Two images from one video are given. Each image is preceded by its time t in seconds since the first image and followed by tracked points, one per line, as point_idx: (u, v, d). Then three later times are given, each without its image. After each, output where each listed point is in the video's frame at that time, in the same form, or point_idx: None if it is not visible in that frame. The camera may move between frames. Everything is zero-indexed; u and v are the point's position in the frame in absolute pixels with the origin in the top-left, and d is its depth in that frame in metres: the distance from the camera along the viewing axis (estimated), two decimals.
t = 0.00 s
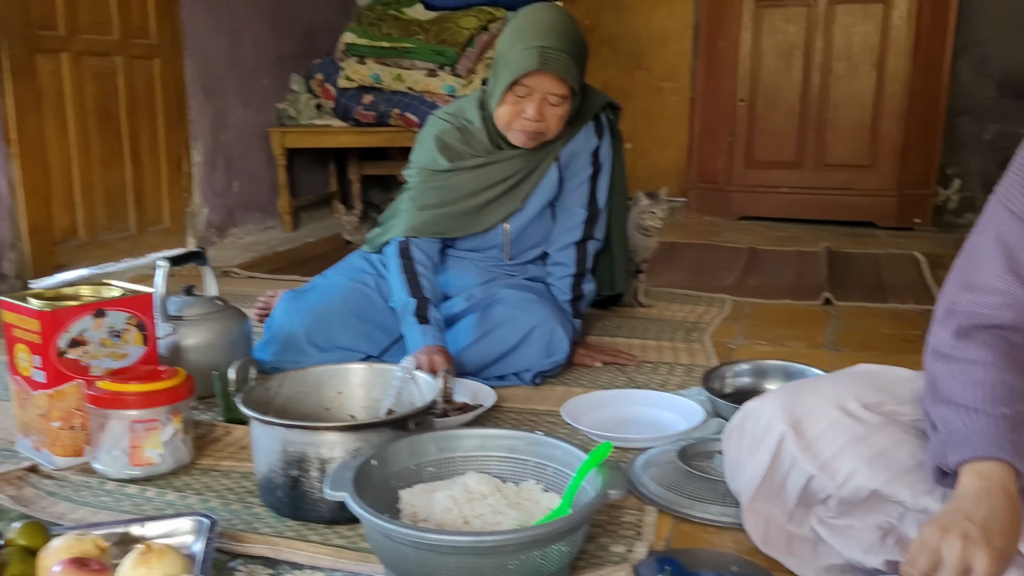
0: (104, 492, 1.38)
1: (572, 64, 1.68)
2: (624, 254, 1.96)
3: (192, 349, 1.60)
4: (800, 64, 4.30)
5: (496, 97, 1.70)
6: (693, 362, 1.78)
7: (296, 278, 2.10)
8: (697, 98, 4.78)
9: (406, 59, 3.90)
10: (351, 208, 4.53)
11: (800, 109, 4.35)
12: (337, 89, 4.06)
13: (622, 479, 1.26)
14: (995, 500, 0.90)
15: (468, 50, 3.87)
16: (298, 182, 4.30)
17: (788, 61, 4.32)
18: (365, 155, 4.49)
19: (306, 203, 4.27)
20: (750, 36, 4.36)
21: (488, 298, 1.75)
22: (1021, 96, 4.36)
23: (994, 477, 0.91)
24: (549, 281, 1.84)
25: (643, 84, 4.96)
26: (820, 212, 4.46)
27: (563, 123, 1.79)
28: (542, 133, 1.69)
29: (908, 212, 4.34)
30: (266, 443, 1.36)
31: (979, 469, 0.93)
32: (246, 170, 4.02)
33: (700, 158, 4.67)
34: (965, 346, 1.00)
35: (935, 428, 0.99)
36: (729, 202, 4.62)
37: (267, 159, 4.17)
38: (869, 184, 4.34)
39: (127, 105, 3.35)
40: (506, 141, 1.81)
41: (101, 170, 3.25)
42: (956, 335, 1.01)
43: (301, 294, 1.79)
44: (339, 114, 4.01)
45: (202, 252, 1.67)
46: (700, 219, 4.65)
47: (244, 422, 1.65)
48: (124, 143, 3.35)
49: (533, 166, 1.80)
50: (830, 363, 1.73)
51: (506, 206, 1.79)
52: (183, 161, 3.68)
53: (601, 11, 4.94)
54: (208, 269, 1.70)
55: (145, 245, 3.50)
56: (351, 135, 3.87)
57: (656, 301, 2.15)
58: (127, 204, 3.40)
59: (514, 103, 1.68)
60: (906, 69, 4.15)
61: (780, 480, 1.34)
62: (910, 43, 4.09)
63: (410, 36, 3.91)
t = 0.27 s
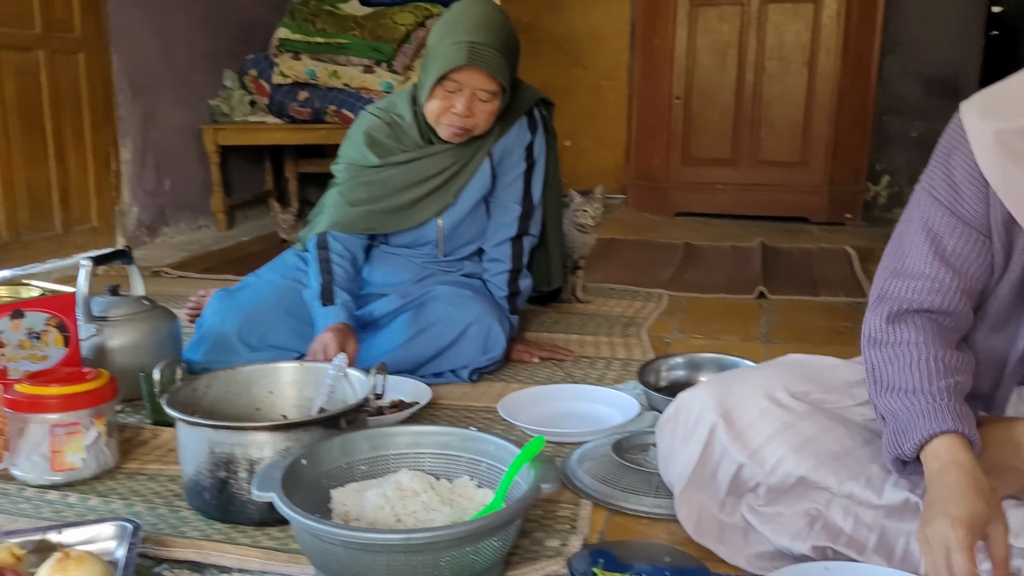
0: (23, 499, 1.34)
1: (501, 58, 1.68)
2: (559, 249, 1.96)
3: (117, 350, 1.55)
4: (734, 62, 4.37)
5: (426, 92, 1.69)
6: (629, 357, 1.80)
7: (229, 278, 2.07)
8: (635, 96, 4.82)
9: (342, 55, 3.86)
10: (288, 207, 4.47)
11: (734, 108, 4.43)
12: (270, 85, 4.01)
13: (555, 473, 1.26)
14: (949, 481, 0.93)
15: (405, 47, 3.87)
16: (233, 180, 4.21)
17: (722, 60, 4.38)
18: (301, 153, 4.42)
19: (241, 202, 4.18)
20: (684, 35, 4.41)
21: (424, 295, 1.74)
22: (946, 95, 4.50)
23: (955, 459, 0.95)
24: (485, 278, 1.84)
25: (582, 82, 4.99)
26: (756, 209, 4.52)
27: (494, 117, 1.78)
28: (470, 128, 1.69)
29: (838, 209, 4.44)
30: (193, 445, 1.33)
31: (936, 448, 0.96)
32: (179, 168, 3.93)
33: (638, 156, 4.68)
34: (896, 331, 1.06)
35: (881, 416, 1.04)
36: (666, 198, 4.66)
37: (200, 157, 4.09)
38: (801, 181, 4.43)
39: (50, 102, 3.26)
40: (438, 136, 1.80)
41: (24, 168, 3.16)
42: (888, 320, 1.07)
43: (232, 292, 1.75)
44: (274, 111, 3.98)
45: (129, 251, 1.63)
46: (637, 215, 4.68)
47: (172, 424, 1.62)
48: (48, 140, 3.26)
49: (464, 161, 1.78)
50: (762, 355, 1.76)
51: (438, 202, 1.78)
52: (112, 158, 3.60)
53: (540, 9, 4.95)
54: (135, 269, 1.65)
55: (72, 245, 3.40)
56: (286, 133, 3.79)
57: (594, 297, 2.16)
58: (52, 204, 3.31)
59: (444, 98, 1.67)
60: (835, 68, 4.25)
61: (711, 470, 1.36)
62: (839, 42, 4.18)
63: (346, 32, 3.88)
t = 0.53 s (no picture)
0: None
1: (437, 53, 1.71)
2: (501, 246, 1.97)
3: (47, 351, 1.51)
4: (676, 60, 4.40)
5: (362, 86, 1.72)
6: (573, 352, 1.80)
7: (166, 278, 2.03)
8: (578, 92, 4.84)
9: (283, 50, 3.84)
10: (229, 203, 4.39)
11: (677, 104, 4.46)
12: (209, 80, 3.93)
13: (494, 468, 1.25)
14: (922, 498, 0.95)
15: (347, 42, 3.88)
16: (172, 177, 4.14)
17: (665, 58, 4.40)
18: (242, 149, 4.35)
19: (181, 199, 4.09)
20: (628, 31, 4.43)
21: (364, 293, 1.73)
22: (882, 93, 4.60)
23: (926, 477, 0.96)
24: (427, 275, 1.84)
25: (525, 79, 5.00)
26: (695, 203, 4.56)
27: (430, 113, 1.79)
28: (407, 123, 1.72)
29: (778, 204, 4.49)
30: (125, 447, 1.30)
31: (908, 468, 0.98)
32: (114, 165, 3.85)
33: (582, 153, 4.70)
34: (862, 341, 1.08)
35: (856, 432, 1.05)
36: (610, 194, 4.68)
37: (137, 153, 4.00)
38: (742, 176, 4.48)
39: None
40: (374, 133, 1.80)
41: None
42: (853, 329, 1.09)
43: (168, 291, 1.73)
44: (214, 106, 3.89)
45: (59, 249, 1.59)
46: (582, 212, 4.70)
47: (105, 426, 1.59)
48: None
49: (401, 156, 1.78)
50: (703, 348, 1.78)
51: (375, 198, 1.77)
52: (45, 155, 3.49)
53: (483, 5, 4.93)
54: (66, 267, 1.61)
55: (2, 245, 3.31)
56: (225, 129, 3.73)
57: (539, 293, 2.17)
58: None
59: (379, 93, 1.71)
60: (773, 65, 4.30)
61: (651, 464, 1.35)
62: (778, 39, 4.25)
63: (285, 27, 3.86)
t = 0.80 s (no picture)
0: None
1: (383, 46, 1.71)
2: (453, 241, 1.98)
3: None
4: (630, 54, 4.32)
5: (308, 80, 1.71)
6: (527, 345, 1.81)
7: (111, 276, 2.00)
8: (532, 86, 4.78)
9: (232, 43, 3.76)
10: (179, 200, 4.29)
11: (630, 98, 4.37)
12: (157, 74, 3.85)
13: (445, 462, 1.24)
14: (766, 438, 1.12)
15: (296, 35, 3.81)
16: (119, 174, 4.01)
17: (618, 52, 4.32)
18: (191, 144, 4.27)
19: (129, 194, 3.96)
20: (582, 24, 4.31)
21: (316, 288, 1.71)
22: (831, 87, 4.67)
23: (775, 418, 1.13)
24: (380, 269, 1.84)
25: (479, 73, 4.82)
26: (649, 196, 4.52)
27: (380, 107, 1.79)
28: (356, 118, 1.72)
29: (731, 196, 4.46)
30: (66, 447, 1.27)
31: (766, 408, 1.15)
32: (58, 161, 3.71)
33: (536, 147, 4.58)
34: (763, 301, 1.23)
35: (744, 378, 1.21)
36: (565, 188, 4.59)
37: (83, 149, 3.87)
38: (696, 169, 4.43)
39: None
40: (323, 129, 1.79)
41: None
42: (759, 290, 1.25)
43: (114, 288, 1.70)
44: (162, 100, 3.81)
45: None
46: (538, 207, 4.60)
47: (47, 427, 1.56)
48: None
49: (351, 151, 1.78)
50: (655, 340, 1.80)
51: (323, 193, 1.76)
52: None
53: None
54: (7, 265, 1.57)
55: None
56: (173, 123, 3.68)
57: (493, 287, 2.17)
58: None
59: (326, 87, 1.70)
60: (726, 60, 4.26)
61: (603, 453, 1.36)
62: (730, 33, 4.18)
63: (234, 19, 3.78)
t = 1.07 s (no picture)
0: None
1: (339, 27, 1.69)
2: (412, 224, 1.97)
3: None
4: (590, 38, 4.19)
5: (261, 63, 1.67)
6: (487, 330, 1.80)
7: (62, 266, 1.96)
8: (493, 70, 4.63)
9: (185, 26, 3.61)
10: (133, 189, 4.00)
11: (591, 82, 4.25)
12: (108, 58, 3.59)
13: (400, 445, 1.23)
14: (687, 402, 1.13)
15: (250, 18, 3.79)
16: (69, 160, 3.71)
17: (578, 35, 4.19)
18: (146, 129, 4.02)
19: (81, 181, 3.70)
20: (542, 7, 4.16)
21: (272, 274, 1.69)
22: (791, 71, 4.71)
23: (696, 385, 1.15)
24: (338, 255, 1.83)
25: (438, 57, 4.70)
26: (612, 181, 4.40)
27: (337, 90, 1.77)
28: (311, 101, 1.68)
29: (693, 181, 4.40)
30: (11, 437, 1.24)
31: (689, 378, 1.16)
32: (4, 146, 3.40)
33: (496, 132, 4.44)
34: (698, 275, 1.25)
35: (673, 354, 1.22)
36: (527, 173, 4.46)
37: (31, 133, 3.56)
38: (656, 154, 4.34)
39: None
40: (277, 111, 1.76)
41: None
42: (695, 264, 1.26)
43: (63, 276, 1.70)
44: (113, 85, 3.60)
45: None
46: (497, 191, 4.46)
47: None
48: None
49: (307, 134, 1.75)
50: (614, 323, 1.80)
51: (278, 175, 1.72)
52: None
53: None
54: None
55: None
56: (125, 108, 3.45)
57: (453, 272, 2.16)
58: None
59: (280, 70, 1.67)
60: (685, 44, 4.15)
61: (561, 435, 1.33)
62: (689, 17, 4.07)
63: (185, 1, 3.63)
